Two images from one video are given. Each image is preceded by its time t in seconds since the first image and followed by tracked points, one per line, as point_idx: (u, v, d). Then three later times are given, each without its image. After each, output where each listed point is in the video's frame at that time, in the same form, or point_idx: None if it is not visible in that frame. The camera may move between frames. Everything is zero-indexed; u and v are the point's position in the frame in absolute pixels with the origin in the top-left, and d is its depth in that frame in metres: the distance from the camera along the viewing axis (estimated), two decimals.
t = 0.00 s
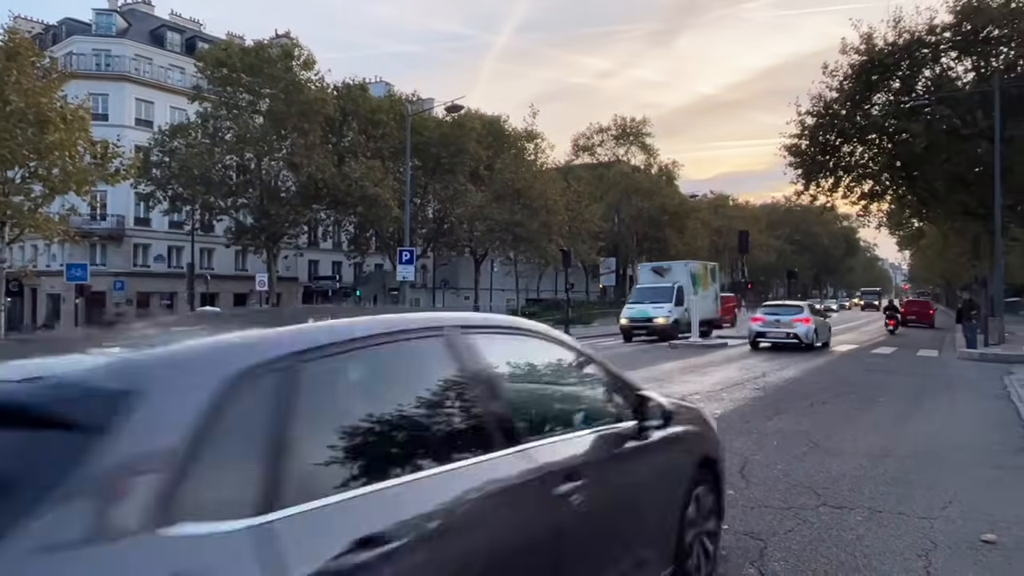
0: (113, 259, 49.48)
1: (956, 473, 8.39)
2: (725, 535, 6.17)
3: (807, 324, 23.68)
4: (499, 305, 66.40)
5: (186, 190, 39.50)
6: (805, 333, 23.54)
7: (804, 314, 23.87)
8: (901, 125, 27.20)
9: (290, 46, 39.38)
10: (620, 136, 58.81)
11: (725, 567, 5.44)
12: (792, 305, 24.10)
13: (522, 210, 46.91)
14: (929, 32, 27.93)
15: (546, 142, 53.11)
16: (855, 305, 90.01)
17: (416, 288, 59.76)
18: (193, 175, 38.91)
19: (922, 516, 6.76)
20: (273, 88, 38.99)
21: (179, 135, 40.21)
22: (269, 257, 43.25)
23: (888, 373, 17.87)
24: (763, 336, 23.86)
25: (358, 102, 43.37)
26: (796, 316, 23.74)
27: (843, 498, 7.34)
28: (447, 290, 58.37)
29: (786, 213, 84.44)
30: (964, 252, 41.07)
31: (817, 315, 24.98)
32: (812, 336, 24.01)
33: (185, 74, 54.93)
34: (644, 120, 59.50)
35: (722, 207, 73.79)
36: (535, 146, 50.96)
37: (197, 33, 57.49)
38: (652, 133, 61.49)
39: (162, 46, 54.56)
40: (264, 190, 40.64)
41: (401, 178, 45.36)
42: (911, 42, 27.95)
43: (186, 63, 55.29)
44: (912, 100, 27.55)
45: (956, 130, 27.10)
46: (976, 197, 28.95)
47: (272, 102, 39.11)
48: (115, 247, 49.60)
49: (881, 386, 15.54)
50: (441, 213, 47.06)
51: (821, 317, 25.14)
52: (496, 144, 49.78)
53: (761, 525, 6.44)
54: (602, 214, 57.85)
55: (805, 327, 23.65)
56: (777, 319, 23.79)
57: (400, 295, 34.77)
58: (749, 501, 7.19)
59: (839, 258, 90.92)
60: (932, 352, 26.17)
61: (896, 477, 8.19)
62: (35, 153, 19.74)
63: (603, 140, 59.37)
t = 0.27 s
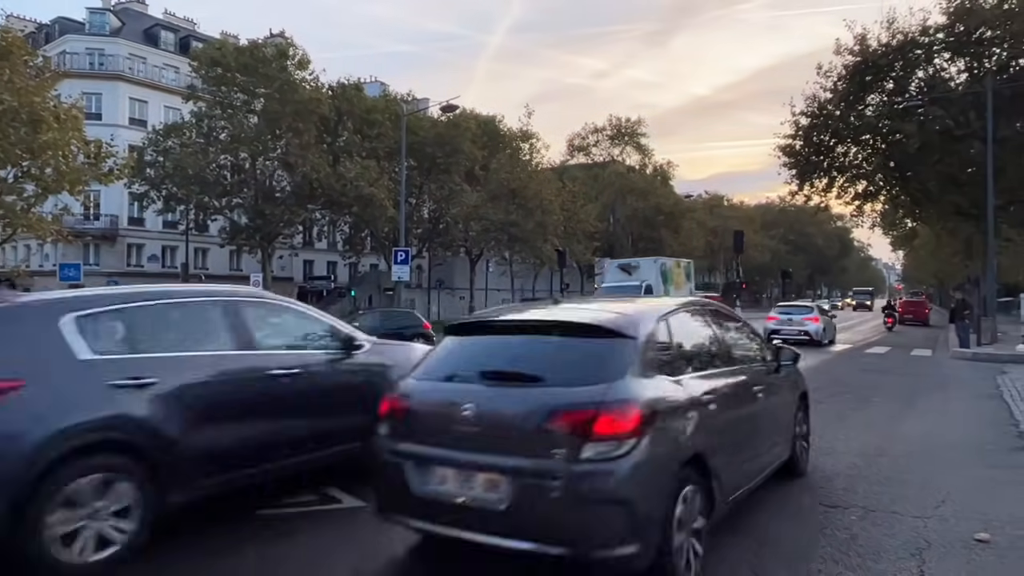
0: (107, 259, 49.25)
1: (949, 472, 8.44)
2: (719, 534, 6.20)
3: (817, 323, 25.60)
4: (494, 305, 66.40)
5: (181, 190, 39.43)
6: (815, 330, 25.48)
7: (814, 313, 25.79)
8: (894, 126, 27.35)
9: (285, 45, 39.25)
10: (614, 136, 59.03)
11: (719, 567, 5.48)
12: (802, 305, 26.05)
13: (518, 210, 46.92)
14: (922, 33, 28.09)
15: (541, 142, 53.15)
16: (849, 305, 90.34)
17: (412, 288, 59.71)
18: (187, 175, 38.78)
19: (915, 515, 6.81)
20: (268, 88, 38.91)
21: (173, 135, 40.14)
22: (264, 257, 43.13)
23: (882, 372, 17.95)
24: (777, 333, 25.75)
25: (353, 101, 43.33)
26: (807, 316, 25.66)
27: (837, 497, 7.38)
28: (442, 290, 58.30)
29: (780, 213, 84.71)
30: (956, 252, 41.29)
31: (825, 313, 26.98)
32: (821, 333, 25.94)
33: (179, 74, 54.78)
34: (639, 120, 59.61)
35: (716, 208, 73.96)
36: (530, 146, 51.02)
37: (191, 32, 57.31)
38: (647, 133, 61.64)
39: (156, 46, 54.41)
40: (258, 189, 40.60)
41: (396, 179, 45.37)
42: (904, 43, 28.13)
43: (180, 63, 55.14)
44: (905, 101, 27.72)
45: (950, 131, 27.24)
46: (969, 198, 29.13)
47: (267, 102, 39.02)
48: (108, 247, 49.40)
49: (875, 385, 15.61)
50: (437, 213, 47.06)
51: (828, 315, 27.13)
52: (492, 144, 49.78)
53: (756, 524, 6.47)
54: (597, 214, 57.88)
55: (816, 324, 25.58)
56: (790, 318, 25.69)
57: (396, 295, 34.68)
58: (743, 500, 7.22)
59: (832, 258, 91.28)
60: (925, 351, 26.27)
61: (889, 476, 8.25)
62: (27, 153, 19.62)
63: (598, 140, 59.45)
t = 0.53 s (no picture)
0: (104, 259, 49.16)
1: (944, 472, 8.48)
2: (717, 534, 6.22)
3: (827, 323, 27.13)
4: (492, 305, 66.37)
5: (178, 190, 39.38)
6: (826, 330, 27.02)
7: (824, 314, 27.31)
8: (891, 126, 27.38)
9: (282, 46, 39.28)
10: (612, 137, 59.02)
11: (717, 567, 5.49)
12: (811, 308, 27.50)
13: (515, 211, 46.88)
14: (919, 34, 28.19)
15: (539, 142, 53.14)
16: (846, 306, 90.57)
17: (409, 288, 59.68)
18: (184, 175, 38.70)
19: (912, 514, 6.84)
20: (265, 88, 38.91)
21: (170, 135, 40.09)
22: (261, 257, 43.09)
23: (879, 372, 17.96)
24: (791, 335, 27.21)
25: (351, 101, 43.34)
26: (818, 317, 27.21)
27: (834, 497, 7.40)
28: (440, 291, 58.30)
29: (777, 214, 84.82)
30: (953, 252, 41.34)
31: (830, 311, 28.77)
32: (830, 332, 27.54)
33: (176, 74, 54.69)
34: (637, 120, 59.61)
35: (714, 208, 74.03)
36: (528, 146, 51.04)
37: (188, 31, 57.19)
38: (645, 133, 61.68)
39: (153, 46, 54.31)
40: (256, 189, 40.55)
41: (394, 179, 45.36)
42: (901, 44, 28.20)
43: (177, 63, 55.05)
44: (902, 102, 27.79)
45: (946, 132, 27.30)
46: (966, 198, 29.20)
47: (264, 102, 39.02)
48: (105, 247, 49.32)
49: (872, 385, 15.62)
50: (434, 213, 46.89)
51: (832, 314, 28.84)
52: (490, 144, 49.77)
53: (752, 524, 6.50)
54: (595, 214, 57.88)
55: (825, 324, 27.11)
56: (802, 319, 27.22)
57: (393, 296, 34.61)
58: (739, 500, 7.26)
59: (830, 258, 91.43)
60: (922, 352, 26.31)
61: (886, 475, 8.28)
62: (24, 152, 19.60)
63: (596, 140, 59.44)
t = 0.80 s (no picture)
0: (103, 259, 49.12)
1: (942, 471, 8.49)
2: (713, 534, 6.22)
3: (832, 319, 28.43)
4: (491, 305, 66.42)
5: (177, 191, 39.37)
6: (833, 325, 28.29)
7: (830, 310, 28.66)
8: (890, 126, 27.39)
9: (281, 46, 39.31)
10: (611, 137, 59.00)
11: (713, 568, 5.49)
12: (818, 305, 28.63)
13: (514, 211, 46.88)
14: (917, 34, 28.25)
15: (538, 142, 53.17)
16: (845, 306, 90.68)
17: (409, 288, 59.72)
18: (183, 175, 38.68)
19: (908, 514, 6.84)
20: (264, 88, 39.03)
21: (169, 135, 40.07)
22: (260, 257, 43.10)
23: (878, 373, 17.95)
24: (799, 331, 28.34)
25: (349, 102, 43.45)
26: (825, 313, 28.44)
27: (831, 496, 7.41)
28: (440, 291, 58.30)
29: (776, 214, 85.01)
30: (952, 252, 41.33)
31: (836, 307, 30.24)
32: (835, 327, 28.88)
33: (175, 74, 54.65)
34: (636, 120, 59.63)
35: (712, 208, 74.09)
36: (527, 147, 51.15)
37: (187, 31, 57.11)
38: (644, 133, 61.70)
39: (152, 46, 54.29)
40: (255, 190, 40.56)
41: (393, 179, 45.39)
42: (900, 44, 28.25)
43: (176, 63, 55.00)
44: (900, 102, 27.82)
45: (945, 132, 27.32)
46: (964, 199, 29.22)
47: (264, 102, 39.12)
48: (104, 247, 49.26)
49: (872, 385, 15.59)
50: (433, 213, 46.69)
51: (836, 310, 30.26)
52: (489, 145, 49.82)
53: (750, 523, 6.49)
54: (594, 214, 57.93)
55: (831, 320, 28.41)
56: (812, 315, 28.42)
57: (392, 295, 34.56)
58: (738, 500, 7.25)
59: (829, 258, 91.46)
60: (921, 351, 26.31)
61: (882, 475, 8.28)
62: (23, 152, 19.56)
63: (595, 141, 59.47)
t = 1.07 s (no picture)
0: (102, 258, 49.12)
1: (940, 471, 8.52)
2: (712, 534, 6.22)
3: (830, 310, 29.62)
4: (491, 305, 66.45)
5: (177, 191, 39.34)
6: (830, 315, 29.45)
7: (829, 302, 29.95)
8: (889, 126, 27.41)
9: (281, 45, 39.30)
10: (611, 137, 58.97)
11: (713, 567, 5.49)
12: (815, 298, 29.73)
13: (514, 211, 46.83)
14: (917, 34, 28.27)
15: (537, 141, 53.14)
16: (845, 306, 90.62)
17: (408, 288, 59.70)
18: (183, 175, 38.68)
19: (907, 514, 6.85)
20: (264, 87, 39.01)
21: (169, 135, 40.06)
22: (260, 257, 43.10)
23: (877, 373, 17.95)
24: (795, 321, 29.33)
25: (349, 101, 43.45)
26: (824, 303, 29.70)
27: (830, 496, 7.41)
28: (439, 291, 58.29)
29: (775, 213, 85.07)
30: (951, 253, 41.32)
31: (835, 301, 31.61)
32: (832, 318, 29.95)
33: (174, 73, 54.63)
34: (635, 120, 59.61)
35: (712, 207, 74.09)
36: (526, 146, 51.17)
37: (186, 31, 57.06)
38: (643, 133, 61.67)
39: (152, 45, 54.27)
40: (255, 190, 40.55)
41: (393, 178, 45.39)
42: (899, 44, 28.27)
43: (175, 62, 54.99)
44: (900, 102, 27.84)
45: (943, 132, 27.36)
46: (963, 199, 29.24)
47: (263, 101, 39.11)
48: (103, 247, 49.20)
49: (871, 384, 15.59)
50: (433, 213, 46.32)
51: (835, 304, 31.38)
52: (488, 145, 49.83)
53: (749, 523, 6.49)
54: (594, 214, 57.96)
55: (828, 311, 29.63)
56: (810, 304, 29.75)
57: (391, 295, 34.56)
58: (737, 499, 7.25)
59: (828, 258, 91.41)
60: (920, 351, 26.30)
61: (881, 475, 8.29)
62: (22, 152, 19.56)
63: (595, 140, 59.45)
